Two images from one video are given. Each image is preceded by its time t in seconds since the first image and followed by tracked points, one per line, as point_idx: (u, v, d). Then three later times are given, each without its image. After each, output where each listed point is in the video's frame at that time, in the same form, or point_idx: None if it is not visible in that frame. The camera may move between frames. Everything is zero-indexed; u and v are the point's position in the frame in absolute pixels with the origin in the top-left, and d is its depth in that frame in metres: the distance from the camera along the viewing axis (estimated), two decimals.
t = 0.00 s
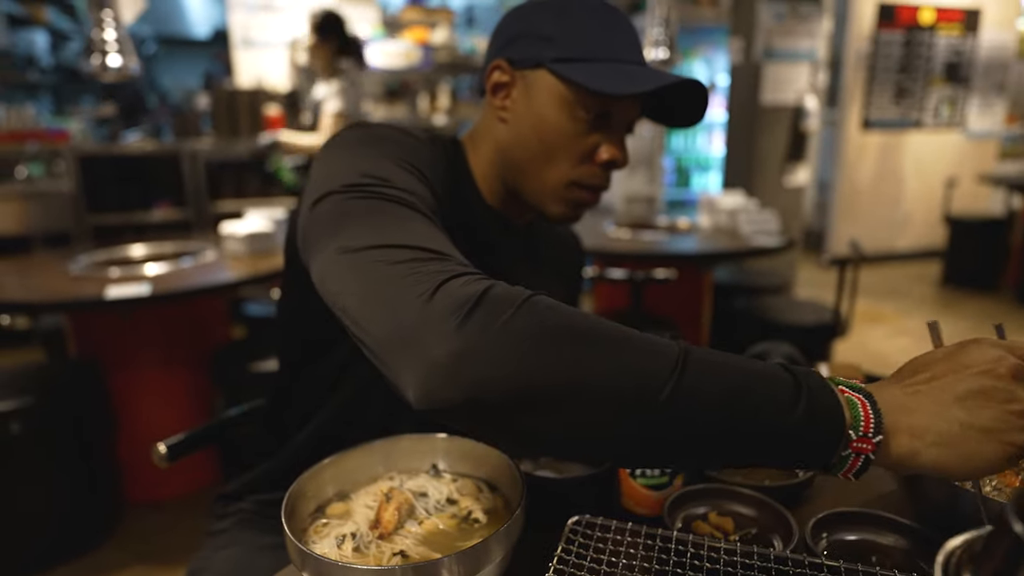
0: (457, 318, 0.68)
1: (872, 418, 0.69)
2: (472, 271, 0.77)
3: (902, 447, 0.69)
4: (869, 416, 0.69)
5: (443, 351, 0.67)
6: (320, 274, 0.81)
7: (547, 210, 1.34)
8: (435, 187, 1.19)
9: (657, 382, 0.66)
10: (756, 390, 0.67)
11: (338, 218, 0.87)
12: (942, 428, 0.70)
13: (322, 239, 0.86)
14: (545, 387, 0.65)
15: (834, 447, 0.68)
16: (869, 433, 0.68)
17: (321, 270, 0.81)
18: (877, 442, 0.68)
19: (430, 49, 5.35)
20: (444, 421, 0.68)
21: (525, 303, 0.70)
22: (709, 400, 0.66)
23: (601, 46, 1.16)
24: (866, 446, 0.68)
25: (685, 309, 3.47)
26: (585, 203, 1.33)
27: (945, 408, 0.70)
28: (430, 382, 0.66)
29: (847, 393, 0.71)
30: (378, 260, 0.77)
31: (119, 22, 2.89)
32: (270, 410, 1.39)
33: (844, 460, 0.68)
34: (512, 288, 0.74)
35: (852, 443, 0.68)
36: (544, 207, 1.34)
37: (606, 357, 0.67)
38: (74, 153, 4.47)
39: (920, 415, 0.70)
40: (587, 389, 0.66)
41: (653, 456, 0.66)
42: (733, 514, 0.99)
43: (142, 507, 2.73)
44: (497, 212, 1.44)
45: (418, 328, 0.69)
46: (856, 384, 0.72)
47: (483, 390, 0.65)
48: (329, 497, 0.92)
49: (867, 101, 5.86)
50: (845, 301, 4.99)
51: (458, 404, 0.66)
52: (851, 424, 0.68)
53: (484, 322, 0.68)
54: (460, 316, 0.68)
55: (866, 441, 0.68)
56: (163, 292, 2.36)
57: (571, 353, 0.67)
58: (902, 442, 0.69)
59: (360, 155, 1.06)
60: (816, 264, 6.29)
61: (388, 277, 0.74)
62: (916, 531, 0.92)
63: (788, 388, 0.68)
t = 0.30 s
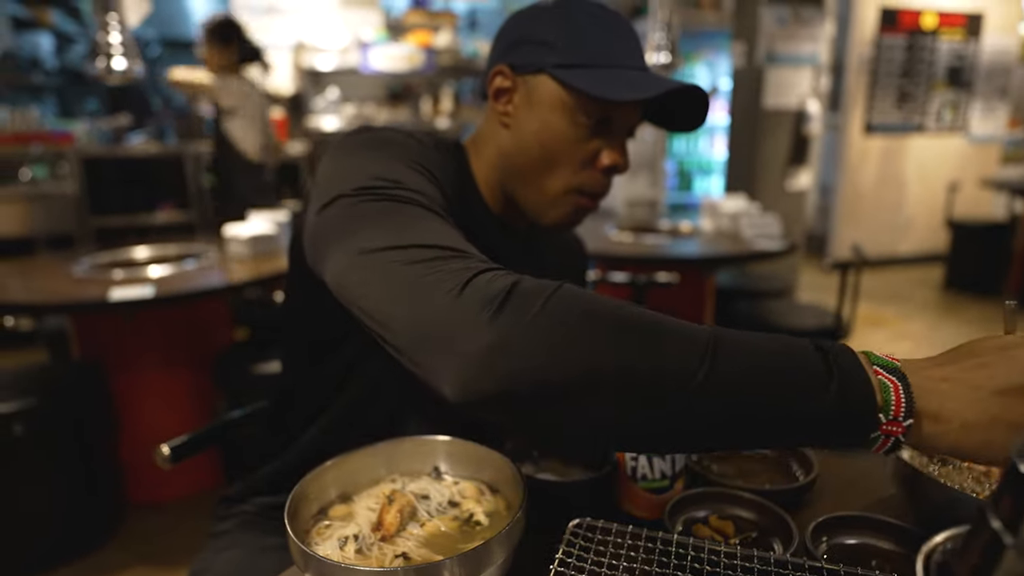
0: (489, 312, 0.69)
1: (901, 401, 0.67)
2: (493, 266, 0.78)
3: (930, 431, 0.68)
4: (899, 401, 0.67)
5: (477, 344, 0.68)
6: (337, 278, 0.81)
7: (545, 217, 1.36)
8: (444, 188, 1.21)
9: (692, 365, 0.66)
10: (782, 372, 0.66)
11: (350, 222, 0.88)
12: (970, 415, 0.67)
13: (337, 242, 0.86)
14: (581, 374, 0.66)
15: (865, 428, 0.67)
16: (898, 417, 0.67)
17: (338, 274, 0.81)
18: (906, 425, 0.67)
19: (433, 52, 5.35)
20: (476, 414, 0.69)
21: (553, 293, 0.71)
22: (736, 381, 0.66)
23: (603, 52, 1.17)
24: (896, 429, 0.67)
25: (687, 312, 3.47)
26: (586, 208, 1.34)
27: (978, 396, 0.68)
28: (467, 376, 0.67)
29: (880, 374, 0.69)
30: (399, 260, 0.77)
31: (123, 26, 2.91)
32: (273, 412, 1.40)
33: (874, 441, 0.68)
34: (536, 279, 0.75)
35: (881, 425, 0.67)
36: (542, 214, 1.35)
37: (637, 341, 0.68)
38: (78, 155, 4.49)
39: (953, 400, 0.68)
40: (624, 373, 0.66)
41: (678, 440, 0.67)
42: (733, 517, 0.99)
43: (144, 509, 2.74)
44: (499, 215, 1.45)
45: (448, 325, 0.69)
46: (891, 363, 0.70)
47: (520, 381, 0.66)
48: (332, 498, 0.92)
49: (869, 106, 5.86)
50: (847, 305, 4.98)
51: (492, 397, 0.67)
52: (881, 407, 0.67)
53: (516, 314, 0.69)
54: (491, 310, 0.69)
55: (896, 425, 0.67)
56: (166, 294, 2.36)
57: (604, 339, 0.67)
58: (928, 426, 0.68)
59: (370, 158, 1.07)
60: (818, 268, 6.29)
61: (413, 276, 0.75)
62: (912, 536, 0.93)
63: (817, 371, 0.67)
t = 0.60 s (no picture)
0: (496, 311, 0.69)
1: (907, 391, 0.67)
2: (499, 266, 0.78)
3: (934, 421, 0.68)
4: (904, 391, 0.67)
5: (485, 342, 0.68)
6: (344, 281, 0.82)
7: (551, 214, 1.35)
8: (447, 190, 1.21)
9: (697, 361, 0.66)
10: (790, 367, 0.66)
11: (355, 225, 0.88)
12: (972, 409, 0.68)
13: (344, 246, 0.87)
14: (588, 370, 0.66)
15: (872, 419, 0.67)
16: (904, 407, 0.67)
17: (345, 277, 0.82)
18: (912, 415, 0.67)
19: (434, 56, 5.37)
20: (486, 413, 0.69)
21: (559, 291, 0.71)
22: (742, 377, 0.66)
23: (603, 58, 1.17)
24: (902, 419, 0.67)
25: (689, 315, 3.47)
26: (588, 209, 1.34)
27: (982, 388, 0.69)
28: (475, 375, 0.67)
29: (886, 364, 0.69)
30: (404, 262, 0.78)
31: (127, 30, 2.93)
32: (274, 416, 1.40)
33: (879, 432, 0.68)
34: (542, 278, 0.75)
35: (887, 415, 0.67)
36: (546, 211, 1.35)
37: (645, 337, 0.67)
38: (81, 158, 4.51)
39: (958, 392, 0.69)
40: (631, 369, 0.66)
41: (683, 439, 0.67)
42: (733, 520, 1.00)
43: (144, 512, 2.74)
44: (503, 217, 1.45)
45: (456, 324, 0.70)
46: (896, 354, 0.70)
47: (526, 379, 0.66)
48: (333, 502, 0.93)
49: (869, 110, 5.87)
50: (848, 309, 4.98)
51: (500, 394, 0.67)
52: (887, 397, 0.67)
53: (523, 312, 0.69)
54: (498, 309, 0.69)
55: (901, 415, 0.67)
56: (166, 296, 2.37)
57: (611, 334, 0.67)
58: (933, 417, 0.68)
59: (375, 161, 1.07)
60: (818, 271, 6.29)
61: (419, 276, 0.75)
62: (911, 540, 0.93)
63: (824, 366, 0.67)
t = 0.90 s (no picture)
0: (500, 317, 0.70)
1: (909, 372, 0.67)
2: (501, 269, 0.79)
3: (939, 401, 0.68)
4: (907, 372, 0.67)
5: (490, 349, 0.69)
6: (349, 289, 0.83)
7: (551, 219, 1.35)
8: (449, 195, 1.22)
9: (699, 358, 0.66)
10: (792, 358, 0.67)
11: (359, 233, 0.89)
12: (975, 384, 0.67)
13: (349, 253, 0.87)
14: (592, 372, 0.66)
15: (874, 405, 0.67)
16: (907, 388, 0.67)
17: (350, 285, 0.83)
18: (917, 396, 0.67)
19: (436, 60, 5.38)
20: (494, 415, 0.69)
21: (562, 294, 0.71)
22: (746, 372, 0.66)
23: (602, 66, 1.18)
24: (907, 401, 0.67)
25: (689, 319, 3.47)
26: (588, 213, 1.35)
27: (983, 364, 0.68)
28: (482, 381, 0.68)
29: (886, 349, 0.69)
30: (408, 269, 0.78)
31: (130, 34, 2.94)
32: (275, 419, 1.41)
33: (886, 417, 0.68)
34: (544, 281, 0.75)
35: (892, 398, 0.67)
36: (547, 217, 1.35)
37: (647, 336, 0.67)
38: (83, 161, 4.53)
39: (958, 368, 0.68)
40: (634, 369, 0.66)
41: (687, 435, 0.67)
42: (731, 524, 1.00)
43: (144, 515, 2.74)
44: (504, 221, 1.45)
45: (461, 331, 0.71)
46: (895, 337, 0.71)
47: (533, 384, 0.67)
48: (333, 506, 0.94)
49: (870, 115, 5.87)
50: (848, 313, 4.98)
51: (508, 398, 0.68)
52: (890, 380, 0.67)
53: (527, 316, 0.69)
54: (501, 314, 0.70)
55: (906, 397, 0.67)
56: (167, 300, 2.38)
57: (615, 334, 0.67)
58: (937, 396, 0.68)
59: (376, 168, 1.08)
60: (819, 275, 6.29)
61: (423, 284, 0.76)
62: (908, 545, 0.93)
63: (825, 353, 0.68)
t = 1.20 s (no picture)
0: (502, 327, 0.71)
1: (900, 393, 0.69)
2: (502, 283, 0.80)
3: (928, 422, 0.70)
4: (899, 393, 0.69)
5: (493, 359, 0.70)
6: (350, 301, 0.84)
7: (543, 238, 1.37)
8: (447, 211, 1.23)
9: (697, 371, 0.67)
10: (787, 374, 0.68)
11: (361, 247, 0.90)
12: (964, 407, 0.70)
13: (350, 266, 0.88)
14: (593, 384, 0.67)
15: (865, 423, 0.68)
16: (899, 409, 0.69)
17: (351, 296, 0.84)
18: (907, 417, 0.69)
19: (434, 74, 5.41)
20: (494, 427, 0.70)
21: (563, 308, 0.73)
22: (743, 387, 0.67)
23: (597, 84, 1.20)
24: (898, 421, 0.69)
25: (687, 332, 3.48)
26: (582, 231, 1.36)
27: (972, 386, 0.71)
28: (484, 391, 0.69)
29: (878, 369, 0.71)
30: (410, 281, 0.80)
31: (132, 50, 2.98)
32: (274, 433, 1.42)
33: (877, 435, 0.69)
34: (545, 296, 0.77)
35: (883, 417, 0.69)
36: (541, 235, 1.37)
37: (647, 350, 0.69)
38: (84, 174, 4.54)
39: (948, 391, 0.71)
40: (635, 381, 0.67)
41: (684, 450, 0.68)
42: (725, 537, 1.01)
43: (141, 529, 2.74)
44: (500, 239, 1.47)
45: (464, 341, 0.72)
46: (886, 359, 0.73)
47: (534, 395, 0.68)
48: (330, 519, 0.94)
49: (866, 129, 5.91)
50: (847, 325, 4.99)
51: (509, 409, 0.68)
52: (882, 400, 0.69)
53: (528, 328, 0.71)
54: (504, 325, 0.71)
55: (897, 416, 0.69)
56: (167, 313, 2.38)
57: (616, 348, 0.69)
58: (927, 417, 0.70)
59: (377, 184, 1.10)
60: (817, 287, 6.31)
61: (425, 295, 0.77)
62: (902, 557, 0.95)
63: (818, 373, 0.69)
